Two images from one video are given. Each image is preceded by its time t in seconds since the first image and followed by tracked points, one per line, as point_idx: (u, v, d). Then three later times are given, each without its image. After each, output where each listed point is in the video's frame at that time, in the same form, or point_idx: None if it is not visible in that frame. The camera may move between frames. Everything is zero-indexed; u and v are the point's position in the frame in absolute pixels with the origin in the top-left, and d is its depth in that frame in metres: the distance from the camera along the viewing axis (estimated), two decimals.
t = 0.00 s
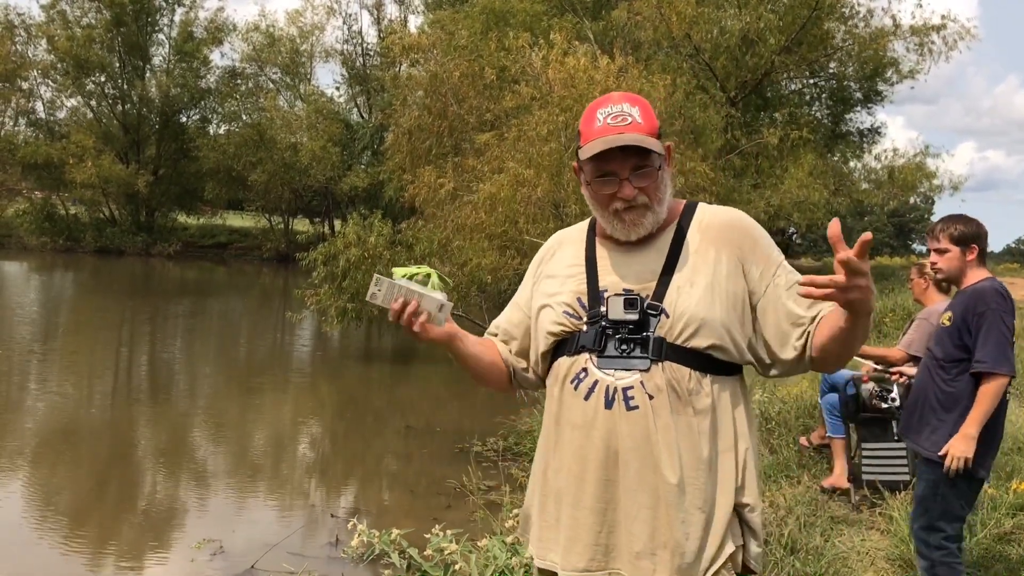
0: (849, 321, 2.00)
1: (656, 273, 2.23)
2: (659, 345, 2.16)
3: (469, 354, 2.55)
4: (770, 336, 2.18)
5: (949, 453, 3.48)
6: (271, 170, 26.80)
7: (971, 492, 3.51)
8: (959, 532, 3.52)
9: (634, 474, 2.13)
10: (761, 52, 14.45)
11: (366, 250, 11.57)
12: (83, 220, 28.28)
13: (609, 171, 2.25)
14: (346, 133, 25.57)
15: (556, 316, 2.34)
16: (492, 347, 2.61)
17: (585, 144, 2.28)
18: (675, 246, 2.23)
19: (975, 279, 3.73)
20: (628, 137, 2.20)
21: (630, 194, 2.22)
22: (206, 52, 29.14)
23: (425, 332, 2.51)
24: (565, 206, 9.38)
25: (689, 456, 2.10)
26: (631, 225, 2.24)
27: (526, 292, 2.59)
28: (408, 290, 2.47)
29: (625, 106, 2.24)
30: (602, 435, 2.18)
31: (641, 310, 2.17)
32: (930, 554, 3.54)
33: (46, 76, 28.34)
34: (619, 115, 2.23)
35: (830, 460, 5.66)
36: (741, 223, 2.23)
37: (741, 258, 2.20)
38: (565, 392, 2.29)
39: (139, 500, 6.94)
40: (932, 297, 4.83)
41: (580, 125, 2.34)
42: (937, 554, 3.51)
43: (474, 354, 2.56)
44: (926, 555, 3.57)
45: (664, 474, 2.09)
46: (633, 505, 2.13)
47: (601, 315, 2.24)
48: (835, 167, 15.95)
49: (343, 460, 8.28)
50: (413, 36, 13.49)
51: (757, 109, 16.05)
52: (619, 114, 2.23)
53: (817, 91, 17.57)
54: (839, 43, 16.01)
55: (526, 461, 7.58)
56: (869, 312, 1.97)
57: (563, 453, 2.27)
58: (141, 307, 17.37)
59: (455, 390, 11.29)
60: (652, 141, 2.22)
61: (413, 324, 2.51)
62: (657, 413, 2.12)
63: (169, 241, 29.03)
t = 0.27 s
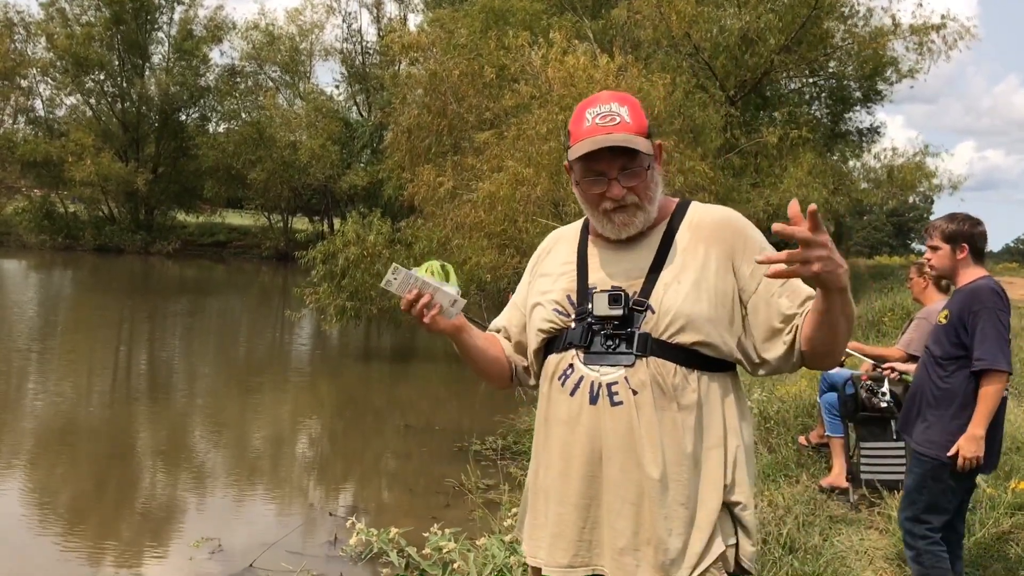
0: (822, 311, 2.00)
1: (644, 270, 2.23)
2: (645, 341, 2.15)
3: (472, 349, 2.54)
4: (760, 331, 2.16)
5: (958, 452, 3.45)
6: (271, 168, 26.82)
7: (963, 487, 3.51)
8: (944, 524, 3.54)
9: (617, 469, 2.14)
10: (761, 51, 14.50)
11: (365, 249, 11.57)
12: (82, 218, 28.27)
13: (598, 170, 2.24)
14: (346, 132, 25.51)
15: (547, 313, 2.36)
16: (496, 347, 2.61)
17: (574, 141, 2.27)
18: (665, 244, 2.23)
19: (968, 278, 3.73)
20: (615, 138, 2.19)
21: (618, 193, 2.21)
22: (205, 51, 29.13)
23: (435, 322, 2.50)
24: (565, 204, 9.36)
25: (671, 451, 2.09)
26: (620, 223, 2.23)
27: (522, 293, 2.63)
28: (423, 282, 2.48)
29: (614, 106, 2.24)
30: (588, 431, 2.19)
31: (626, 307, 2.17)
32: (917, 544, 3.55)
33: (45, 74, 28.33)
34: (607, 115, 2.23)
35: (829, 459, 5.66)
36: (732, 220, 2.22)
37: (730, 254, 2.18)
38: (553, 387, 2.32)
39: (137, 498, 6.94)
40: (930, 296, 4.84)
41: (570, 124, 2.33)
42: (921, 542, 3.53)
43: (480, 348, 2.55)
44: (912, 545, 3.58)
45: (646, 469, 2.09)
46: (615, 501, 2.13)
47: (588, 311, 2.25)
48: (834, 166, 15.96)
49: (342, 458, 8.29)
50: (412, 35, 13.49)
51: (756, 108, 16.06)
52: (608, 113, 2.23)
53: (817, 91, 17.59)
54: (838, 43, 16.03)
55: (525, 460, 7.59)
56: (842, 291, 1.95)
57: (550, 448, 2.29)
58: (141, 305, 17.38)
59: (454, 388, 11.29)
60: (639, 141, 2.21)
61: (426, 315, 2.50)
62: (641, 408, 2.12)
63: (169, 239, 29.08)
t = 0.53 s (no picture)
0: (788, 273, 1.99)
1: (639, 266, 2.23)
2: (637, 336, 2.15)
3: (481, 357, 2.55)
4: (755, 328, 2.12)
5: (941, 447, 3.46)
6: (270, 167, 26.81)
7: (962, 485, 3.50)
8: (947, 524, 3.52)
9: (609, 463, 2.13)
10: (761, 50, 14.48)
11: (365, 247, 11.57)
12: (82, 217, 28.25)
13: (592, 172, 2.24)
14: (345, 130, 25.45)
15: (546, 311, 2.37)
16: (506, 350, 2.61)
17: (570, 143, 2.27)
18: (662, 242, 2.22)
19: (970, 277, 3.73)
20: (607, 139, 2.17)
21: (612, 196, 2.22)
22: (205, 49, 29.09)
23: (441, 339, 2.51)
24: (565, 203, 9.35)
25: (663, 447, 2.08)
26: (614, 223, 2.24)
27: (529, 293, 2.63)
28: (423, 306, 2.44)
29: (609, 107, 2.22)
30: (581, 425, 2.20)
31: (620, 302, 2.18)
32: (920, 544, 3.54)
33: (45, 72, 28.29)
34: (602, 116, 2.21)
35: (829, 458, 5.66)
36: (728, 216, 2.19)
37: (725, 250, 2.16)
38: (548, 382, 2.32)
39: (136, 496, 6.94)
40: (931, 296, 4.84)
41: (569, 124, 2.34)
42: (926, 543, 3.51)
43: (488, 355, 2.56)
44: (916, 546, 3.56)
45: (637, 465, 2.08)
46: (607, 496, 2.13)
47: (582, 306, 2.26)
48: (834, 165, 15.95)
49: (341, 457, 8.28)
50: (412, 33, 13.47)
51: (756, 107, 16.05)
52: (602, 115, 2.21)
53: (817, 90, 17.58)
54: (839, 42, 16.02)
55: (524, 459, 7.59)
56: (804, 238, 1.95)
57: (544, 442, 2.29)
58: (140, 303, 17.37)
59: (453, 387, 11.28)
60: (634, 142, 2.18)
61: (431, 332, 2.51)
62: (632, 403, 2.12)
63: (168, 237, 29.06)
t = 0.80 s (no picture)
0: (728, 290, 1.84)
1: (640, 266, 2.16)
2: (636, 337, 2.07)
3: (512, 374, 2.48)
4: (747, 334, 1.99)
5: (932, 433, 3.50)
6: (270, 164, 26.81)
7: (963, 483, 3.50)
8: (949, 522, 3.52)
9: (602, 463, 2.07)
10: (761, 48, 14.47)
11: (365, 245, 11.55)
12: (82, 214, 28.25)
13: (604, 170, 2.14)
14: (345, 128, 25.36)
15: (552, 310, 2.33)
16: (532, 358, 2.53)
17: (581, 141, 2.17)
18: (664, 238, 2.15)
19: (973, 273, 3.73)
20: (621, 137, 2.07)
21: (626, 194, 2.13)
22: (205, 46, 29.05)
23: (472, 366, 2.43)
24: (565, 201, 9.34)
25: (658, 449, 2.00)
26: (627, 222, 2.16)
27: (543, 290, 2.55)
28: (456, 342, 2.35)
29: (622, 103, 2.11)
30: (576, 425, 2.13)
31: (619, 302, 2.11)
32: (924, 543, 3.54)
33: (45, 70, 28.26)
34: (615, 113, 2.10)
35: (829, 456, 5.66)
36: (735, 216, 2.09)
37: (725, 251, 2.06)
38: (547, 381, 2.27)
39: (136, 495, 6.93)
40: (933, 295, 4.84)
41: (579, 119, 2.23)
42: (929, 541, 3.51)
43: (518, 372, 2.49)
44: (918, 543, 3.56)
45: (631, 467, 2.01)
46: (601, 496, 2.06)
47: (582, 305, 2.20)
48: (834, 163, 15.95)
49: (341, 455, 8.26)
50: (412, 30, 13.45)
51: (757, 105, 16.05)
52: (616, 112, 2.10)
53: (817, 88, 17.56)
54: (839, 40, 16.00)
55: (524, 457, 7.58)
56: (725, 251, 1.79)
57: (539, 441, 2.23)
58: (140, 301, 17.38)
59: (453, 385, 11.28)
60: (647, 139, 2.07)
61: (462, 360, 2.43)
62: (627, 403, 2.05)
63: (168, 235, 29.05)
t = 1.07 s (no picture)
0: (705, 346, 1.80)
1: (641, 269, 2.09)
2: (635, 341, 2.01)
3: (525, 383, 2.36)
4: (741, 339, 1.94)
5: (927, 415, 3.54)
6: (269, 163, 26.79)
7: (966, 484, 3.50)
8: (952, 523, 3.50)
9: (600, 469, 2.03)
10: (761, 46, 14.45)
11: (364, 243, 11.54)
12: (81, 213, 28.22)
13: (611, 163, 2.09)
14: (345, 127, 25.30)
15: (553, 310, 2.29)
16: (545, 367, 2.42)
17: (585, 135, 2.11)
18: (668, 244, 2.06)
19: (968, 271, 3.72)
20: (629, 128, 2.03)
21: (633, 187, 2.06)
22: (204, 45, 29.00)
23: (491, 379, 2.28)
24: (564, 199, 9.34)
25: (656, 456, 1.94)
26: (634, 221, 2.09)
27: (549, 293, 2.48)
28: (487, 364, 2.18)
29: (628, 95, 2.07)
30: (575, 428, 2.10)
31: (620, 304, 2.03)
32: (924, 543, 3.53)
33: (44, 68, 28.21)
34: (622, 105, 2.06)
35: (829, 454, 5.67)
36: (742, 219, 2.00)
37: (725, 259, 1.98)
38: (548, 383, 2.24)
39: (135, 494, 6.92)
40: (933, 292, 4.83)
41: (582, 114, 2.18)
42: (929, 541, 3.50)
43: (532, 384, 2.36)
44: (919, 544, 3.56)
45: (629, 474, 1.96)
46: (600, 501, 2.02)
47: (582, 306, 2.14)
48: (834, 161, 15.94)
49: (341, 454, 8.26)
50: (412, 28, 13.44)
51: (756, 103, 16.05)
52: (622, 104, 2.06)
53: (817, 86, 17.55)
54: (838, 38, 15.98)
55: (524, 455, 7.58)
56: (684, 316, 1.75)
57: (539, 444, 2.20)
58: (139, 299, 17.38)
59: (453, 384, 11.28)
60: (656, 132, 2.04)
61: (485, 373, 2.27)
62: (626, 408, 2.00)
63: (167, 234, 29.03)
